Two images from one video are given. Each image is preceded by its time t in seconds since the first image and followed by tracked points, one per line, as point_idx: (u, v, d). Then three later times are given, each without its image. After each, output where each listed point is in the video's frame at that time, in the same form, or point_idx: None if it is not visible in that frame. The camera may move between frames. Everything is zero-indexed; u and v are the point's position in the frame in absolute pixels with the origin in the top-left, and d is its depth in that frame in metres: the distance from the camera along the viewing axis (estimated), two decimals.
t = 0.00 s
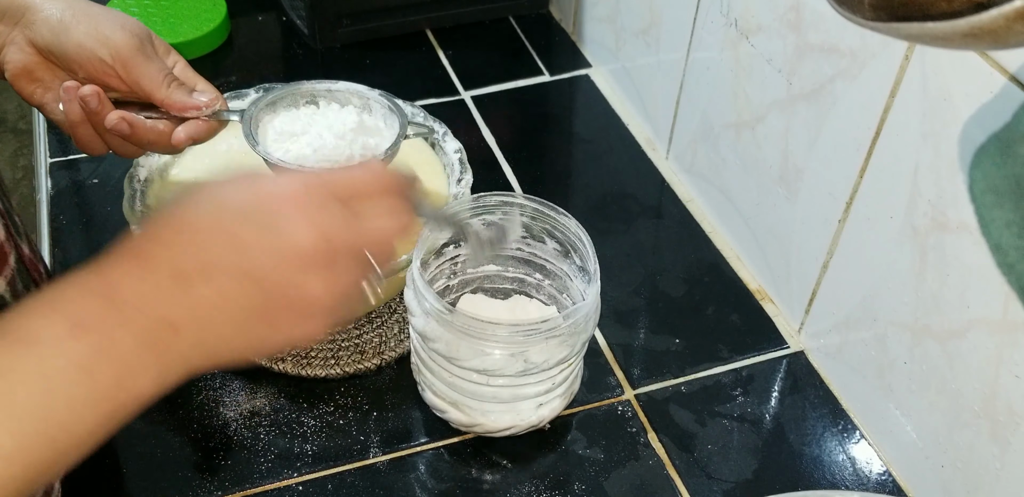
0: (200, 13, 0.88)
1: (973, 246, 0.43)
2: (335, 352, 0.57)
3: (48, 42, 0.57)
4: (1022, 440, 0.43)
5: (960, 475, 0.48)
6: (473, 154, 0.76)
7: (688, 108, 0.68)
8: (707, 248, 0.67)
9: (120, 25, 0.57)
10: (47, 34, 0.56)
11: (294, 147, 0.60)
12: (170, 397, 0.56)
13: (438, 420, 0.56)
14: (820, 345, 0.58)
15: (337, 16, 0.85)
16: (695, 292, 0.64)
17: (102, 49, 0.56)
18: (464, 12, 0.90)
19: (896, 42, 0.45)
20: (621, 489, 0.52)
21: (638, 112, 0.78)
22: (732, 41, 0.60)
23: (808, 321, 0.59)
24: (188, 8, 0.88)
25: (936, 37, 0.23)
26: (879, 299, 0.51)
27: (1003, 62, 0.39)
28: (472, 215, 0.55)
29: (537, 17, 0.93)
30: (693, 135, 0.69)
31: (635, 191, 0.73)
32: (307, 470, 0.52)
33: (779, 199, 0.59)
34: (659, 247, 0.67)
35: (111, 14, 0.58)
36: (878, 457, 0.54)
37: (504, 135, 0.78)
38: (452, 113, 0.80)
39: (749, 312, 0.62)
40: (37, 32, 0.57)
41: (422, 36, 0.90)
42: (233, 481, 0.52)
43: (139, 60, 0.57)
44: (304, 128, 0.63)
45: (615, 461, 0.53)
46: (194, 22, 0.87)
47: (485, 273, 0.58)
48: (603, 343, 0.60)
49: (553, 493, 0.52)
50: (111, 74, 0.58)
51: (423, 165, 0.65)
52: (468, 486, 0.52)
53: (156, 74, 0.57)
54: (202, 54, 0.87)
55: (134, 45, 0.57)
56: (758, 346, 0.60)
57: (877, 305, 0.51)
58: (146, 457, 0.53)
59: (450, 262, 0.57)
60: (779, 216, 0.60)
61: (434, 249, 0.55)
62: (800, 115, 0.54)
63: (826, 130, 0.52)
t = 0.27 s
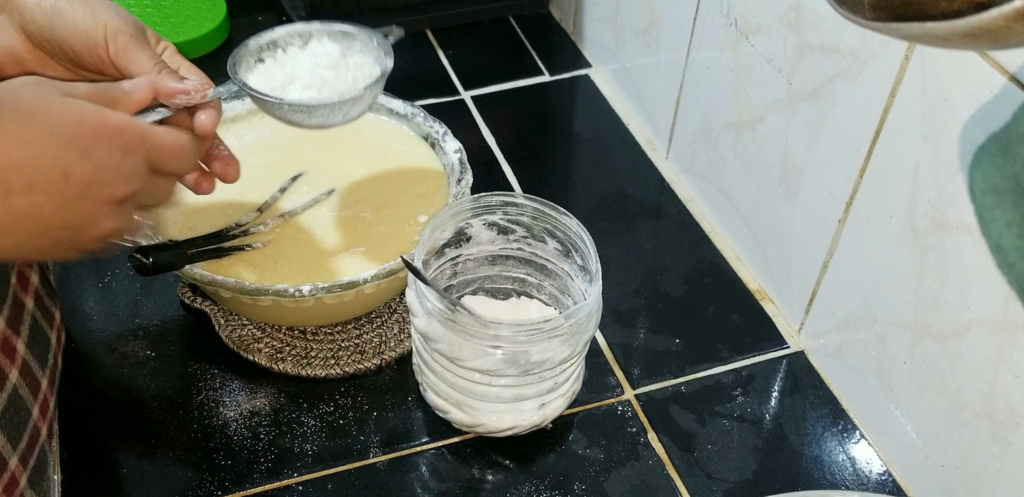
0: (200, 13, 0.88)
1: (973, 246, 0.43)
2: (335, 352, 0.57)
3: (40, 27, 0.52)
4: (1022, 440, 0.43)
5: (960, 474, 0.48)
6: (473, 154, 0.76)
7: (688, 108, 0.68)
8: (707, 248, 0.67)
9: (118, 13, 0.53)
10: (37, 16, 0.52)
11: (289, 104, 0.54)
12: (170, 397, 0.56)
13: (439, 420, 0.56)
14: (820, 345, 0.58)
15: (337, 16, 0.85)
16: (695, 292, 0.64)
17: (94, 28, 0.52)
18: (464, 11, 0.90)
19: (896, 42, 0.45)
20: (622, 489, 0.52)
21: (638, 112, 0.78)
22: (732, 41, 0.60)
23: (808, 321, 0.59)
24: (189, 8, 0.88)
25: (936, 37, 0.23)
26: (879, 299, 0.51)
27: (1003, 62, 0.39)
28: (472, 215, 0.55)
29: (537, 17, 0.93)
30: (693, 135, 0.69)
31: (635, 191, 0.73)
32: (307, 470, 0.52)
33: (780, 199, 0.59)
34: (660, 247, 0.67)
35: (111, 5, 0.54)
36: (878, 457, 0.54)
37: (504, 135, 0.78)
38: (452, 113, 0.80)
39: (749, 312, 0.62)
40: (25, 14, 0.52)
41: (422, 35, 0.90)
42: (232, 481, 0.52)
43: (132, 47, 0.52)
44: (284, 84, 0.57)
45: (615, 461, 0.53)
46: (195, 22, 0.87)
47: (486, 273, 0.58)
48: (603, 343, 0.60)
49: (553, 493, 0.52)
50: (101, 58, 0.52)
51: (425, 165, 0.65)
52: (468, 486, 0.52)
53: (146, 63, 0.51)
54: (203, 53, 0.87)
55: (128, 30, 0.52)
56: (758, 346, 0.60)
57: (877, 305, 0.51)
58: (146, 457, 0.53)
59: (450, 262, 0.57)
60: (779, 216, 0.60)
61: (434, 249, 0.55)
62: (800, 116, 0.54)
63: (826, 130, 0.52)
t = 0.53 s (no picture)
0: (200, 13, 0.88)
1: (973, 246, 0.43)
2: (335, 352, 0.57)
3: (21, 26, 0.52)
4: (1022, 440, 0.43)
5: (960, 474, 0.48)
6: (473, 154, 0.76)
7: (688, 108, 0.68)
8: (707, 248, 0.67)
9: None
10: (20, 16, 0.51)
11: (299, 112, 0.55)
12: (170, 397, 0.56)
13: (439, 420, 0.56)
14: (820, 345, 0.58)
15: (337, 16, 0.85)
16: (695, 292, 0.64)
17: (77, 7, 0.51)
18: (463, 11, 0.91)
19: (896, 42, 0.45)
20: (622, 489, 0.52)
21: (638, 112, 0.78)
22: (732, 41, 0.60)
23: (808, 321, 0.59)
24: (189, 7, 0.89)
25: (936, 37, 0.23)
26: (879, 299, 0.51)
27: (1003, 62, 0.39)
28: (472, 215, 0.55)
29: (537, 17, 0.93)
30: (693, 135, 0.69)
31: (635, 191, 0.73)
32: (307, 470, 0.52)
33: (779, 198, 0.59)
34: (660, 247, 0.67)
35: None
36: (878, 457, 0.54)
37: (504, 135, 0.78)
38: (452, 113, 0.80)
39: (749, 312, 0.62)
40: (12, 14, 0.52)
41: (422, 36, 0.90)
42: (233, 481, 0.52)
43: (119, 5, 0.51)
44: (284, 82, 0.57)
45: (615, 461, 0.53)
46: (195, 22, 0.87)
47: (486, 272, 0.58)
48: (603, 343, 0.60)
49: (553, 493, 0.52)
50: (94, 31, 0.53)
51: (424, 165, 0.65)
52: (468, 486, 0.52)
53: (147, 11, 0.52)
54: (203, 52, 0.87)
55: None
56: (758, 346, 0.60)
57: (877, 305, 0.51)
58: (146, 457, 0.53)
59: (450, 262, 0.57)
60: (779, 216, 0.60)
61: (434, 249, 0.55)
62: (800, 116, 0.54)
63: (826, 130, 0.52)
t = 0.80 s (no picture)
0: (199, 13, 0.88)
1: (973, 246, 0.43)
2: (335, 352, 0.57)
3: None
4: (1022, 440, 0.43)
5: (960, 475, 0.48)
6: (473, 154, 0.76)
7: (688, 108, 0.68)
8: (707, 248, 0.67)
9: None
10: None
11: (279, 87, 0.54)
12: (170, 397, 0.56)
13: (439, 420, 0.56)
14: (820, 345, 0.58)
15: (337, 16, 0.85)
16: (694, 292, 0.64)
17: None
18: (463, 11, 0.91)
19: (896, 42, 0.45)
20: (622, 489, 0.52)
21: (638, 112, 0.78)
22: (732, 41, 0.60)
23: (808, 321, 0.59)
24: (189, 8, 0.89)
25: (936, 36, 0.23)
26: (879, 299, 0.51)
27: (1003, 62, 0.39)
28: (472, 214, 0.55)
29: (537, 17, 0.93)
30: (693, 135, 0.69)
31: (635, 191, 0.73)
32: (307, 470, 0.52)
33: (779, 198, 0.59)
34: (660, 247, 0.67)
35: None
36: (878, 457, 0.54)
37: (504, 135, 0.78)
38: (452, 113, 0.80)
39: (749, 312, 0.62)
40: None
41: (422, 36, 0.90)
42: (233, 481, 0.52)
43: None
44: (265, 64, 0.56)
45: (615, 461, 0.53)
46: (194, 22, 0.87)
47: (486, 272, 0.58)
48: (603, 343, 0.60)
49: (553, 493, 0.52)
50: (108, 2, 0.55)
51: (425, 165, 0.65)
52: (468, 486, 0.52)
53: None
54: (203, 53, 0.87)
55: None
56: (758, 346, 0.60)
57: (877, 305, 0.51)
58: (145, 457, 0.53)
59: (450, 262, 0.57)
60: (779, 216, 0.60)
61: (434, 249, 0.55)
62: (800, 116, 0.54)
63: (826, 130, 0.52)
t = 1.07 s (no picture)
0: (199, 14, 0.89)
1: (973, 246, 0.43)
2: (335, 352, 0.57)
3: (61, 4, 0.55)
4: (1022, 440, 0.43)
5: (960, 475, 0.48)
6: (474, 154, 0.76)
7: (688, 108, 0.68)
8: (707, 248, 0.67)
9: None
10: None
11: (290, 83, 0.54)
12: (170, 397, 0.56)
13: (439, 420, 0.56)
14: (820, 345, 0.58)
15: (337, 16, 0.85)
16: (694, 292, 0.64)
17: None
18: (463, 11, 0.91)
19: (896, 42, 0.45)
20: (622, 489, 0.52)
21: (638, 112, 0.78)
22: (732, 41, 0.60)
23: (808, 321, 0.59)
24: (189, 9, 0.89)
25: (936, 37, 0.23)
26: (879, 299, 0.51)
27: (1003, 62, 0.39)
28: (472, 214, 0.55)
29: (537, 17, 0.93)
30: (693, 134, 0.69)
31: (635, 191, 0.73)
32: (307, 470, 0.52)
33: (779, 199, 0.59)
34: (660, 247, 0.67)
35: None
36: (878, 457, 0.54)
37: (504, 135, 0.78)
38: (452, 113, 0.80)
39: (749, 312, 0.62)
40: None
41: (422, 35, 0.90)
42: (233, 481, 0.52)
43: None
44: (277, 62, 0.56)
45: (615, 461, 0.53)
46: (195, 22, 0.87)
47: (486, 271, 0.58)
48: (603, 343, 0.60)
49: (553, 493, 0.52)
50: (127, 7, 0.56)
51: (425, 165, 0.65)
52: (468, 486, 0.52)
53: None
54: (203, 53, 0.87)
55: None
56: (758, 346, 0.60)
57: (876, 305, 0.51)
58: (145, 457, 0.53)
59: (450, 263, 0.57)
60: (779, 216, 0.60)
61: (434, 249, 0.55)
62: (800, 116, 0.54)
63: (825, 130, 0.52)
